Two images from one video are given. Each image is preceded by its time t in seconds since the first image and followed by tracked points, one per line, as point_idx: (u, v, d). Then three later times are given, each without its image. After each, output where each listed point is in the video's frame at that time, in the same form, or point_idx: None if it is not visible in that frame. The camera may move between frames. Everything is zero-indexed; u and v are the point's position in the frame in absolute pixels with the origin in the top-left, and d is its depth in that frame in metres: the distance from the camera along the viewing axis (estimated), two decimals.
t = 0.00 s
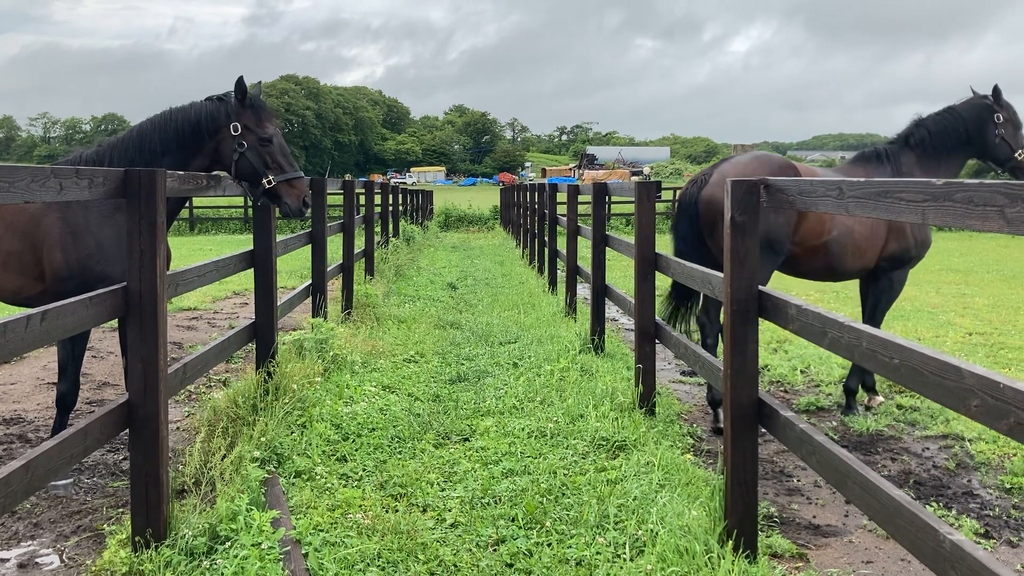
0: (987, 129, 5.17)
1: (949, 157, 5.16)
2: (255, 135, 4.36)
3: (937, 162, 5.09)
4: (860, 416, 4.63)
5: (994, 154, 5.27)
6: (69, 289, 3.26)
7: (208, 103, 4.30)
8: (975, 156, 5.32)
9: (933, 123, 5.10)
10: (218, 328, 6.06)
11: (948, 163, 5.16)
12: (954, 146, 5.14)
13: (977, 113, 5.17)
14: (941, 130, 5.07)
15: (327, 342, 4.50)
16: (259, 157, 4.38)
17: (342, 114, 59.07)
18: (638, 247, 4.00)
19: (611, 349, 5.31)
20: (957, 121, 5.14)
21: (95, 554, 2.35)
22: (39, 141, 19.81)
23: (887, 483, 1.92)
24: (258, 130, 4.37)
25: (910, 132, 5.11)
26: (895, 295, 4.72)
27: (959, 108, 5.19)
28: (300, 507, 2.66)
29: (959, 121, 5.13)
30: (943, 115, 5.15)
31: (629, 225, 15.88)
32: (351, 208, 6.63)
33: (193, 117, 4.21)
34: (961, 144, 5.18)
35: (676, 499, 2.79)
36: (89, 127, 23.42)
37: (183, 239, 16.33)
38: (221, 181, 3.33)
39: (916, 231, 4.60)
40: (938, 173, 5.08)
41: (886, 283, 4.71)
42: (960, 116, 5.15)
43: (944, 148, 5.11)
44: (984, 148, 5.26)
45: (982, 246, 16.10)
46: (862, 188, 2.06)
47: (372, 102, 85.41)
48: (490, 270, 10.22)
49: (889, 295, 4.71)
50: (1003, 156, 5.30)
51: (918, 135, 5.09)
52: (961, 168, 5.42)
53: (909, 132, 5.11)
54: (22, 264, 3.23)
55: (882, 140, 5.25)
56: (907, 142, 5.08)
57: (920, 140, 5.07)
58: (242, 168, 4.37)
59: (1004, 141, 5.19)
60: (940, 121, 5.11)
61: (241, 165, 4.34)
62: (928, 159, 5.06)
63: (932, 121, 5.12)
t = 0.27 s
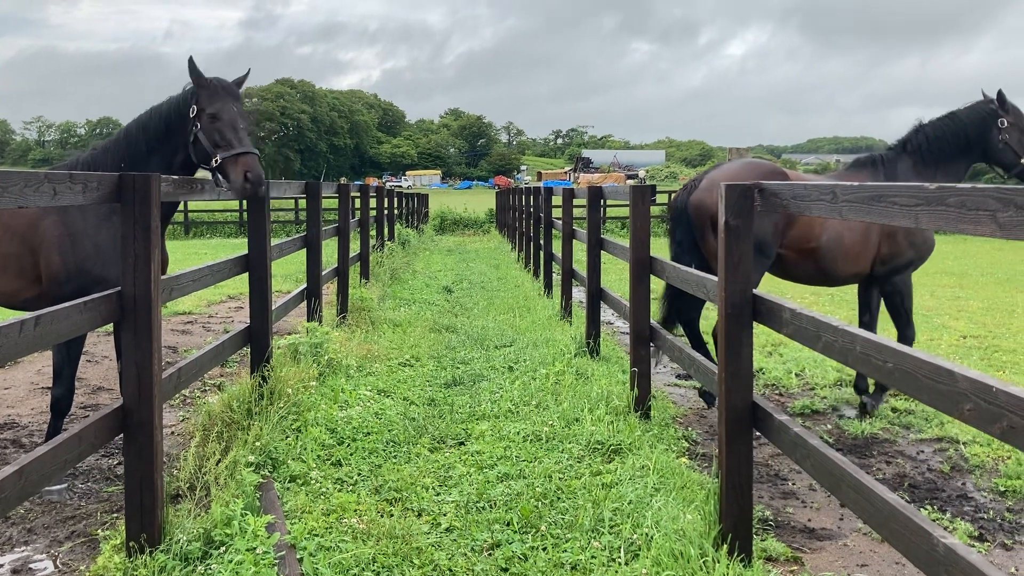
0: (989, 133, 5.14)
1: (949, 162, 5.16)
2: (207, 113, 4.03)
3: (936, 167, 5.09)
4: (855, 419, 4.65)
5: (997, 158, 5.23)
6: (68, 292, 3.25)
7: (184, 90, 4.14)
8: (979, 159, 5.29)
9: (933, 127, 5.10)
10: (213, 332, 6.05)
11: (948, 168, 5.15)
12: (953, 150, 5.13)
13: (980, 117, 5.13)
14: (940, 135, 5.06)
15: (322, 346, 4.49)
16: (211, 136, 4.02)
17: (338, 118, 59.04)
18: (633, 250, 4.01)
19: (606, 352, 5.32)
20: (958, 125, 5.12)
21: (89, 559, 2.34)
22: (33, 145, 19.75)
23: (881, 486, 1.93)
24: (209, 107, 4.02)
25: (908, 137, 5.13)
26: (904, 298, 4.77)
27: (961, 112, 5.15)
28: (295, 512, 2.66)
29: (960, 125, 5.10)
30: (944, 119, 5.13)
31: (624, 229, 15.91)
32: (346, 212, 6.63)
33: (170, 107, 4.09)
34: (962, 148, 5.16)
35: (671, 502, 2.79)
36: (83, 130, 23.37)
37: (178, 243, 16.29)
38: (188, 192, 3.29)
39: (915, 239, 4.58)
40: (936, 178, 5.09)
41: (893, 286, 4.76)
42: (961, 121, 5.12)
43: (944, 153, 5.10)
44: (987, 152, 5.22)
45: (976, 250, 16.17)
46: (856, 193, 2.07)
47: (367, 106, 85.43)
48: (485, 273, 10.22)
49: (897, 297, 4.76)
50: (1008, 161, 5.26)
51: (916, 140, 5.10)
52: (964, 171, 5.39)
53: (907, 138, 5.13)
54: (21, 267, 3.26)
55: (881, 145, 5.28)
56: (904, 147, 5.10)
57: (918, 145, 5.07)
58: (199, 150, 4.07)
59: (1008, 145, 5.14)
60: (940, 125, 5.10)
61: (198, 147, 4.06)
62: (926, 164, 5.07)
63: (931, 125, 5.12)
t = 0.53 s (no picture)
0: (987, 135, 5.08)
1: (945, 164, 5.13)
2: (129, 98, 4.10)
3: (930, 169, 5.08)
4: (849, 423, 4.67)
5: (998, 159, 5.15)
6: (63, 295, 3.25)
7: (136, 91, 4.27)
8: (979, 161, 5.22)
9: (927, 130, 5.09)
10: (208, 336, 6.04)
11: (944, 170, 5.12)
12: (948, 152, 5.11)
13: (977, 119, 5.07)
14: (932, 137, 5.06)
15: (317, 350, 4.49)
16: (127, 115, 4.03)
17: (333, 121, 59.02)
18: (628, 254, 4.03)
19: (602, 356, 5.33)
20: (953, 127, 5.09)
21: (83, 564, 2.34)
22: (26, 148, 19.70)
23: (874, 490, 1.94)
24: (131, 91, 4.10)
25: (903, 140, 5.14)
26: (898, 296, 4.72)
27: (957, 114, 5.12)
28: (289, 516, 2.66)
29: (954, 127, 5.07)
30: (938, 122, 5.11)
31: (619, 232, 15.95)
32: (341, 216, 6.63)
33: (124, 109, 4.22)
34: (958, 150, 5.12)
35: (665, 506, 2.80)
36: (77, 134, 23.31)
37: (173, 247, 16.26)
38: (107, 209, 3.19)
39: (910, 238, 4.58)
40: (930, 180, 5.08)
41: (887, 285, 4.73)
42: (957, 122, 5.09)
43: (938, 155, 5.09)
44: (986, 153, 5.16)
45: (969, 253, 16.25)
46: (848, 197, 2.08)
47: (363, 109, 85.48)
48: (481, 277, 10.23)
49: (892, 296, 4.70)
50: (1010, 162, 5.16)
51: (908, 143, 5.11)
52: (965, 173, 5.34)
53: (902, 140, 5.14)
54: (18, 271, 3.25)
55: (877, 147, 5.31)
56: (896, 150, 5.13)
57: (910, 148, 5.09)
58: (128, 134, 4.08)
59: (1007, 146, 5.06)
60: (935, 128, 5.09)
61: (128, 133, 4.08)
62: (919, 167, 5.08)
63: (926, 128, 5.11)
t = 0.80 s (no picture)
0: (978, 133, 5.05)
1: (936, 165, 5.13)
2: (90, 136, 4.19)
3: (920, 170, 5.11)
4: (844, 426, 4.69)
5: (991, 157, 5.10)
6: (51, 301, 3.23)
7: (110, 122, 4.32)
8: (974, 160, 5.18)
9: (917, 132, 5.12)
10: (204, 341, 6.03)
11: (935, 171, 5.13)
12: (938, 154, 5.12)
13: (967, 118, 5.06)
14: (921, 139, 5.09)
15: (314, 354, 4.49)
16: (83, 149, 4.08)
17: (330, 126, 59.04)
18: (624, 258, 4.05)
19: (598, 360, 5.35)
20: (942, 128, 5.10)
21: (79, 569, 2.33)
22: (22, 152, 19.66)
23: (869, 493, 1.95)
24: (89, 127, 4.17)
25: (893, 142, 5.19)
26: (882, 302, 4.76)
27: (947, 114, 5.12)
28: (286, 521, 2.66)
29: (943, 128, 5.08)
30: (927, 123, 5.13)
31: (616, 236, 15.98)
32: (338, 221, 6.64)
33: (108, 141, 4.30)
34: (949, 151, 5.12)
35: (661, 510, 2.81)
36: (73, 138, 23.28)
37: (169, 251, 16.24)
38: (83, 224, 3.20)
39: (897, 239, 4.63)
40: (920, 181, 5.11)
41: (874, 290, 4.78)
42: (946, 123, 5.10)
43: (928, 156, 5.11)
44: (979, 152, 5.12)
45: (964, 257, 16.32)
46: (841, 201, 2.10)
47: (359, 114, 85.52)
48: (477, 281, 10.24)
49: (876, 302, 4.76)
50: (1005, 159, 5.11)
51: (898, 145, 5.16)
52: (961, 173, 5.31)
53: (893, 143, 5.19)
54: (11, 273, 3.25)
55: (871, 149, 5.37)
56: (886, 153, 5.18)
57: (899, 150, 5.14)
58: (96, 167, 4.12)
59: (999, 144, 5.02)
60: (924, 129, 5.11)
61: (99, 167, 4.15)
62: (909, 168, 5.11)
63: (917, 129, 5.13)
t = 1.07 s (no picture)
0: (971, 139, 5.06)
1: (927, 170, 5.16)
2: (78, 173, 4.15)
3: (910, 175, 5.13)
4: (841, 429, 4.70)
5: (985, 164, 5.10)
6: (43, 306, 3.23)
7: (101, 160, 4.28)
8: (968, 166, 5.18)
9: (911, 137, 5.15)
10: (202, 345, 6.02)
11: (926, 176, 5.15)
12: (929, 159, 5.14)
13: (960, 123, 5.08)
14: (912, 143, 5.12)
15: (311, 358, 4.49)
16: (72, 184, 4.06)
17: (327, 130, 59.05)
18: (621, 262, 4.06)
19: (595, 363, 5.35)
20: (935, 133, 5.12)
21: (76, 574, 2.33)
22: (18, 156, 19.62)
23: (866, 495, 1.96)
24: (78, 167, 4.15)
25: (887, 147, 5.23)
26: (871, 308, 4.76)
27: (941, 119, 5.14)
28: (283, 525, 2.66)
29: (935, 132, 5.11)
30: (920, 128, 5.16)
31: (613, 240, 16.01)
32: (335, 224, 6.64)
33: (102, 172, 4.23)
34: (941, 156, 5.14)
35: (659, 513, 2.82)
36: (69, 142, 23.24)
37: (165, 256, 16.21)
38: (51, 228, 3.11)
39: (885, 243, 4.65)
40: (910, 186, 5.13)
41: (864, 294, 4.78)
42: (939, 128, 5.12)
43: (920, 161, 5.13)
44: (973, 158, 5.12)
45: (961, 260, 16.36)
46: (836, 205, 2.12)
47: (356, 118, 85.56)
48: (474, 285, 10.24)
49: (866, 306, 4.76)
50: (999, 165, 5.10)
51: (890, 149, 5.20)
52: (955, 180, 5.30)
53: (886, 147, 5.23)
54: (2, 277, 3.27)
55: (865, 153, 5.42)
56: (877, 157, 5.23)
57: (891, 154, 5.18)
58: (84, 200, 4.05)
59: (992, 150, 5.02)
60: (918, 134, 5.14)
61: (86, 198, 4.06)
62: (899, 173, 5.14)
63: (910, 134, 5.16)
